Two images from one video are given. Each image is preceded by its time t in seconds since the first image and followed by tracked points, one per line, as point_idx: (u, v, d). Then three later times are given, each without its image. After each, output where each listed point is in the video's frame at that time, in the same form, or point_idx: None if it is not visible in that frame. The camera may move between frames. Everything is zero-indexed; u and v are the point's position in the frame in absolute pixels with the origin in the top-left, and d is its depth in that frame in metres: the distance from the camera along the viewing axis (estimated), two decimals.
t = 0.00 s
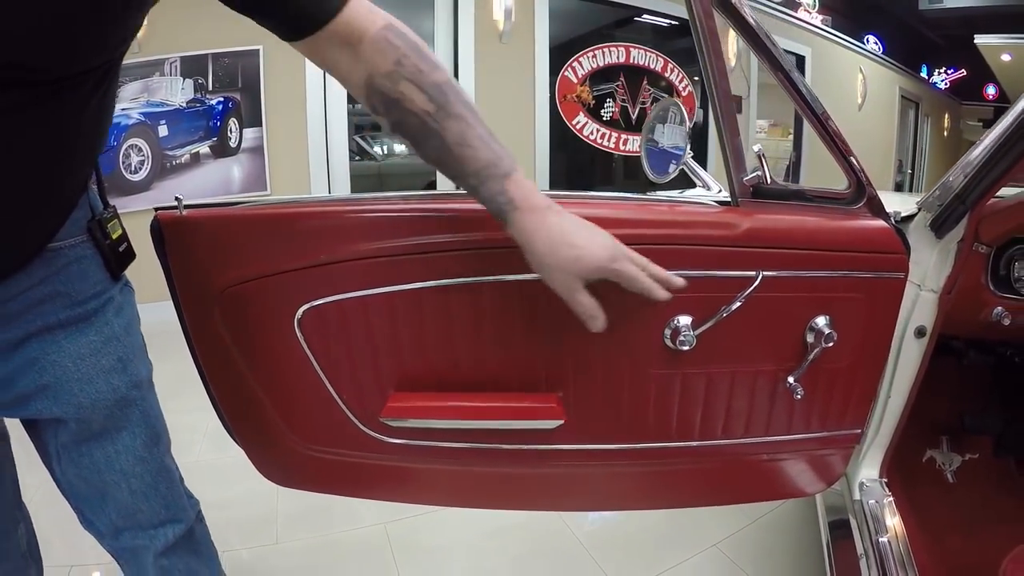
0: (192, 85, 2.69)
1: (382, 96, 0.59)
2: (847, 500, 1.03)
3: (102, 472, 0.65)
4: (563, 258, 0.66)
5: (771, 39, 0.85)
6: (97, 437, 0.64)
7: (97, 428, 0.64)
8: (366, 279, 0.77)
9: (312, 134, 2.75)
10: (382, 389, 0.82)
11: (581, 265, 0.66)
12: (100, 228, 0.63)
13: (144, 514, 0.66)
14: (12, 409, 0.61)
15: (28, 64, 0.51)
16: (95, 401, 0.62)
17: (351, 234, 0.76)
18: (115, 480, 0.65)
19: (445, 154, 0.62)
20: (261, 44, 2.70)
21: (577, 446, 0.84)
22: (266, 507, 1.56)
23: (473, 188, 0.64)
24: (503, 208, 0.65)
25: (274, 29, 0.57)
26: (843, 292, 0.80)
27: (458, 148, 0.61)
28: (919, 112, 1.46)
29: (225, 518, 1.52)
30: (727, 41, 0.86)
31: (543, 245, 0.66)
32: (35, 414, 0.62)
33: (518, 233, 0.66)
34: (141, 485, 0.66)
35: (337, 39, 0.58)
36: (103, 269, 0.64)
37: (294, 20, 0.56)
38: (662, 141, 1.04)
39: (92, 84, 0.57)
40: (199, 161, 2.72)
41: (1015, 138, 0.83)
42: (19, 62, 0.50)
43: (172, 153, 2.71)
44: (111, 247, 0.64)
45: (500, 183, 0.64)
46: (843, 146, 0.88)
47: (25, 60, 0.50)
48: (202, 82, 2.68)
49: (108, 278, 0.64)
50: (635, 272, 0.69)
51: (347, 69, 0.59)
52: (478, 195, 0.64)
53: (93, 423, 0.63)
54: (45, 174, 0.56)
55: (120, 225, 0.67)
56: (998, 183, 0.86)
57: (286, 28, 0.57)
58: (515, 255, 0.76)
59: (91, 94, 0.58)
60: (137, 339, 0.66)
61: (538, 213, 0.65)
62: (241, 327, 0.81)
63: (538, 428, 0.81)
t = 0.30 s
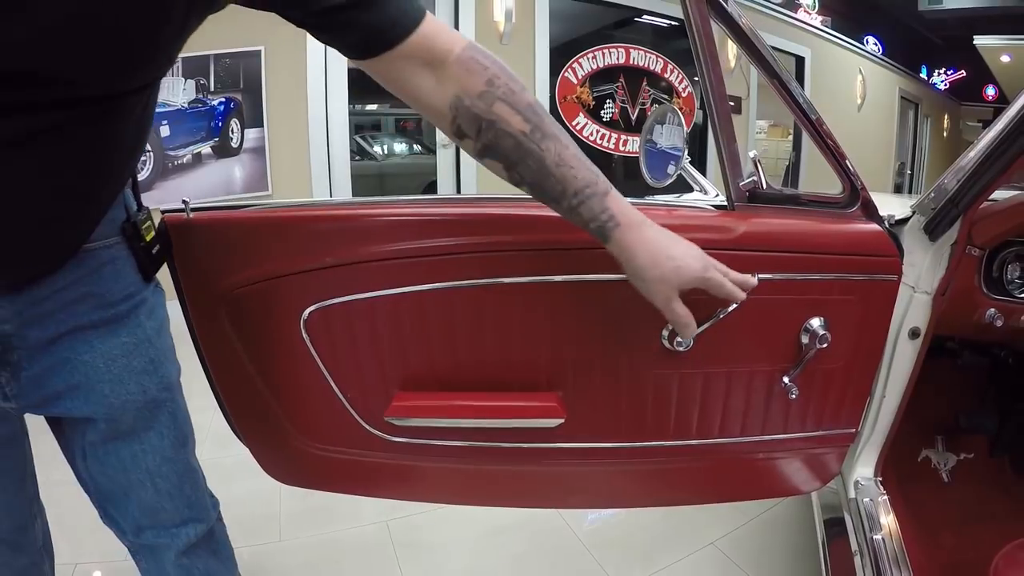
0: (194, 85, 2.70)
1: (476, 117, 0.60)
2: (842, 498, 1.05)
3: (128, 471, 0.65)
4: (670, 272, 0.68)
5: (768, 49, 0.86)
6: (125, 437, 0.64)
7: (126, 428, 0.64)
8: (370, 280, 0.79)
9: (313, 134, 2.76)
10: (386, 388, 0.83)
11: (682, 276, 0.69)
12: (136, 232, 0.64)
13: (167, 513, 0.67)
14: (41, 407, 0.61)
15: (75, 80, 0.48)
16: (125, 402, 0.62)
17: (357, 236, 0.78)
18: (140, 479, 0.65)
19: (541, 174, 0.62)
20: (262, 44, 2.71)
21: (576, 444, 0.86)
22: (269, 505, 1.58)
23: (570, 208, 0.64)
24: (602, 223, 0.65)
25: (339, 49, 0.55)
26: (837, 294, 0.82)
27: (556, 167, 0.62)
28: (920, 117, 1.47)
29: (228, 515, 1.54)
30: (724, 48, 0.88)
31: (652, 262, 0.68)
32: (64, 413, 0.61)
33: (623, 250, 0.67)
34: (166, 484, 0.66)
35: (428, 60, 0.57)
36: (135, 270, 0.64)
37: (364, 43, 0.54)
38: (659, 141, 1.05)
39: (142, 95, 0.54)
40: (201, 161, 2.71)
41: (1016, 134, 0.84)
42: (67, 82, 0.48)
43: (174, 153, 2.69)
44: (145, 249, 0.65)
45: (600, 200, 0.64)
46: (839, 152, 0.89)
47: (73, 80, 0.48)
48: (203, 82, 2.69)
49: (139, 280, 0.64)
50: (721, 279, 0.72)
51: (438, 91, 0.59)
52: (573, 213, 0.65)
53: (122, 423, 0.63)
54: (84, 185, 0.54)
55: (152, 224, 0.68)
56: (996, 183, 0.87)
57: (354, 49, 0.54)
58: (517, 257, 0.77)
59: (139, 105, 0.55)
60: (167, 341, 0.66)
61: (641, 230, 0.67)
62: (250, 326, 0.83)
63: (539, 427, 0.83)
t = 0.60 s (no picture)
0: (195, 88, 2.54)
1: (445, 175, 0.69)
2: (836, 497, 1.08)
3: (153, 474, 0.66)
4: (598, 333, 0.75)
5: (762, 65, 0.89)
6: (152, 441, 0.66)
7: (154, 432, 0.65)
8: (376, 286, 0.81)
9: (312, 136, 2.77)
10: (392, 391, 0.86)
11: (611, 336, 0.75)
12: (166, 238, 0.67)
13: (190, 515, 0.68)
14: (70, 411, 0.62)
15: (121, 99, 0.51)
16: (155, 407, 0.64)
17: (365, 245, 0.80)
18: (165, 482, 0.66)
19: (494, 233, 0.72)
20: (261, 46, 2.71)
21: (576, 445, 0.88)
22: (272, 506, 1.60)
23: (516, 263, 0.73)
24: (541, 283, 0.73)
25: (339, 94, 0.61)
26: (830, 300, 0.84)
27: (508, 230, 0.71)
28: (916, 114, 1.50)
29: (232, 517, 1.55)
30: (721, 60, 0.90)
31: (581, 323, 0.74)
32: (93, 417, 0.63)
33: (557, 310, 0.75)
34: (190, 487, 0.68)
35: (411, 119, 0.65)
36: (165, 276, 0.66)
37: (363, 95, 0.60)
38: (659, 144, 1.08)
39: (172, 109, 0.58)
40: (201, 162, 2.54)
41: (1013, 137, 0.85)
42: (112, 98, 0.51)
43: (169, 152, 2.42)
44: (174, 256, 0.67)
45: (543, 264, 0.72)
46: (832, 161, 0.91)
47: (119, 96, 0.51)
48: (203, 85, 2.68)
49: (168, 286, 0.66)
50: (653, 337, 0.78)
51: (416, 147, 0.67)
52: (517, 269, 0.73)
53: (150, 427, 0.64)
54: (114, 194, 0.57)
55: (179, 230, 0.71)
56: (986, 191, 0.89)
57: (353, 98, 0.61)
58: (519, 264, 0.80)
59: (167, 116, 0.58)
60: (194, 348, 0.69)
61: (575, 293, 0.73)
62: (260, 330, 0.85)
63: (538, 428, 0.85)
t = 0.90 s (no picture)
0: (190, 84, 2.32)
1: (453, 201, 0.71)
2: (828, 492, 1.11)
3: (171, 477, 0.67)
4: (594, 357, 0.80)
5: (756, 78, 0.91)
6: (170, 444, 0.66)
7: (173, 435, 0.66)
8: (381, 291, 0.84)
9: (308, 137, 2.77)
10: (398, 393, 0.89)
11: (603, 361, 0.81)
12: (185, 244, 0.68)
13: (206, 516, 0.69)
14: (90, 415, 0.63)
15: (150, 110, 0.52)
16: (176, 411, 0.65)
17: (372, 251, 0.82)
18: (183, 484, 0.67)
19: (495, 259, 0.74)
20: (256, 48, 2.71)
21: (575, 442, 0.90)
22: (273, 506, 1.62)
23: (515, 288, 0.76)
24: (540, 307, 0.76)
25: (345, 111, 0.62)
26: (820, 302, 0.87)
27: (511, 256, 0.74)
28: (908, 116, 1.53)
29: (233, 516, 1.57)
30: (714, 70, 0.93)
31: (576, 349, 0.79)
32: (112, 421, 0.63)
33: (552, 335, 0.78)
34: (208, 489, 0.69)
35: (424, 147, 0.67)
36: (184, 282, 0.67)
37: (372, 116, 0.61)
38: (653, 146, 1.11)
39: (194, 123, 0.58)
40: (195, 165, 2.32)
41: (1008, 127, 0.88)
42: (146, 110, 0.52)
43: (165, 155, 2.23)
44: (193, 262, 0.69)
45: (543, 289, 0.76)
46: (822, 169, 0.94)
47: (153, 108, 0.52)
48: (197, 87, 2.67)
49: (187, 292, 0.68)
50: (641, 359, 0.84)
51: (424, 174, 0.68)
52: (516, 293, 0.76)
53: (170, 431, 0.65)
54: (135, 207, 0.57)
55: (197, 237, 0.72)
56: (971, 195, 0.92)
57: (360, 118, 0.61)
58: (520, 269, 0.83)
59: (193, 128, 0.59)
60: (212, 354, 0.70)
61: (570, 320, 0.78)
62: (267, 334, 0.88)
63: (541, 426, 0.87)
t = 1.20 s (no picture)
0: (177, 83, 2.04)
1: (445, 206, 0.75)
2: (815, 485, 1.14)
3: (187, 481, 0.68)
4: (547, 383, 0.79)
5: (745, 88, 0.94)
6: (186, 448, 0.68)
7: (189, 439, 0.67)
8: (382, 293, 0.86)
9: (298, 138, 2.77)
10: (400, 392, 0.92)
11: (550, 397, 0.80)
12: (201, 249, 0.70)
13: (220, 518, 0.70)
14: (106, 420, 0.63)
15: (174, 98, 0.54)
16: (194, 415, 0.66)
17: (372, 254, 0.85)
18: (198, 488, 0.69)
19: (478, 268, 0.77)
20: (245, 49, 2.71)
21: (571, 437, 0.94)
22: (271, 507, 1.64)
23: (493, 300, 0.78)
24: (510, 324, 0.78)
25: (356, 106, 0.65)
26: (806, 301, 0.90)
27: (493, 269, 0.77)
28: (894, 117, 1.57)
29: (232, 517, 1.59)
30: (704, 77, 0.96)
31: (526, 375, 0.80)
32: (128, 425, 0.64)
33: (519, 347, 0.79)
34: (223, 491, 0.70)
35: (422, 151, 0.71)
36: (198, 286, 0.69)
37: (380, 111, 0.65)
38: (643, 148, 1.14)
39: (212, 119, 0.60)
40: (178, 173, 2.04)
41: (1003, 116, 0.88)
42: (176, 99, 0.54)
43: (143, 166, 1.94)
44: (208, 267, 0.70)
45: (514, 309, 0.78)
46: (807, 172, 0.98)
47: (182, 98, 0.54)
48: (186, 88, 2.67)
49: (202, 296, 0.69)
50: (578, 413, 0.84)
51: (421, 177, 0.72)
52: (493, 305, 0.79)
53: (187, 434, 0.67)
54: (159, 201, 0.59)
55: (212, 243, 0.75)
56: (952, 198, 0.95)
57: (368, 112, 0.65)
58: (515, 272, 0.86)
59: (211, 134, 0.62)
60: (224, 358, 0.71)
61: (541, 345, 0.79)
62: (270, 338, 0.90)
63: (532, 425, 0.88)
